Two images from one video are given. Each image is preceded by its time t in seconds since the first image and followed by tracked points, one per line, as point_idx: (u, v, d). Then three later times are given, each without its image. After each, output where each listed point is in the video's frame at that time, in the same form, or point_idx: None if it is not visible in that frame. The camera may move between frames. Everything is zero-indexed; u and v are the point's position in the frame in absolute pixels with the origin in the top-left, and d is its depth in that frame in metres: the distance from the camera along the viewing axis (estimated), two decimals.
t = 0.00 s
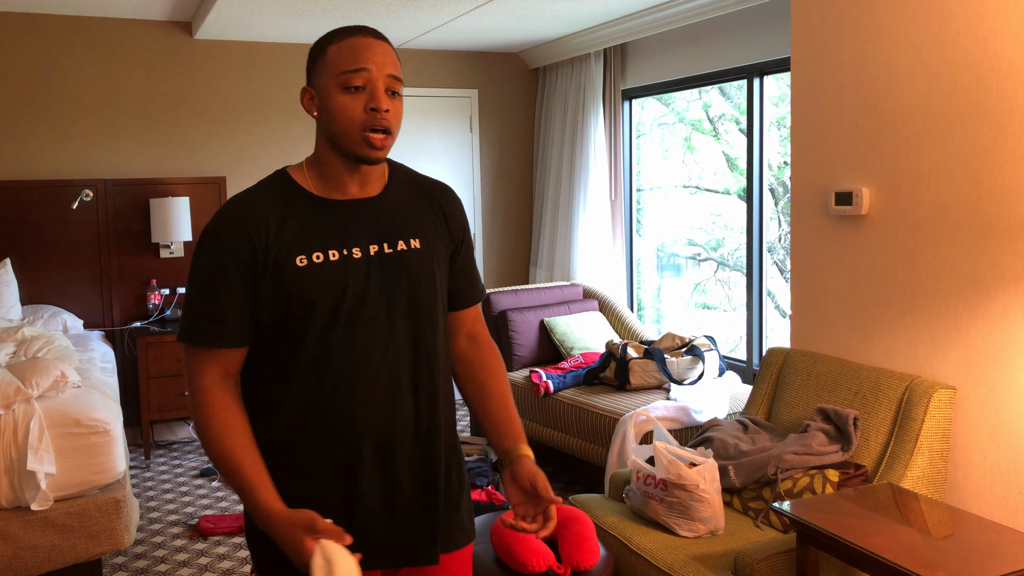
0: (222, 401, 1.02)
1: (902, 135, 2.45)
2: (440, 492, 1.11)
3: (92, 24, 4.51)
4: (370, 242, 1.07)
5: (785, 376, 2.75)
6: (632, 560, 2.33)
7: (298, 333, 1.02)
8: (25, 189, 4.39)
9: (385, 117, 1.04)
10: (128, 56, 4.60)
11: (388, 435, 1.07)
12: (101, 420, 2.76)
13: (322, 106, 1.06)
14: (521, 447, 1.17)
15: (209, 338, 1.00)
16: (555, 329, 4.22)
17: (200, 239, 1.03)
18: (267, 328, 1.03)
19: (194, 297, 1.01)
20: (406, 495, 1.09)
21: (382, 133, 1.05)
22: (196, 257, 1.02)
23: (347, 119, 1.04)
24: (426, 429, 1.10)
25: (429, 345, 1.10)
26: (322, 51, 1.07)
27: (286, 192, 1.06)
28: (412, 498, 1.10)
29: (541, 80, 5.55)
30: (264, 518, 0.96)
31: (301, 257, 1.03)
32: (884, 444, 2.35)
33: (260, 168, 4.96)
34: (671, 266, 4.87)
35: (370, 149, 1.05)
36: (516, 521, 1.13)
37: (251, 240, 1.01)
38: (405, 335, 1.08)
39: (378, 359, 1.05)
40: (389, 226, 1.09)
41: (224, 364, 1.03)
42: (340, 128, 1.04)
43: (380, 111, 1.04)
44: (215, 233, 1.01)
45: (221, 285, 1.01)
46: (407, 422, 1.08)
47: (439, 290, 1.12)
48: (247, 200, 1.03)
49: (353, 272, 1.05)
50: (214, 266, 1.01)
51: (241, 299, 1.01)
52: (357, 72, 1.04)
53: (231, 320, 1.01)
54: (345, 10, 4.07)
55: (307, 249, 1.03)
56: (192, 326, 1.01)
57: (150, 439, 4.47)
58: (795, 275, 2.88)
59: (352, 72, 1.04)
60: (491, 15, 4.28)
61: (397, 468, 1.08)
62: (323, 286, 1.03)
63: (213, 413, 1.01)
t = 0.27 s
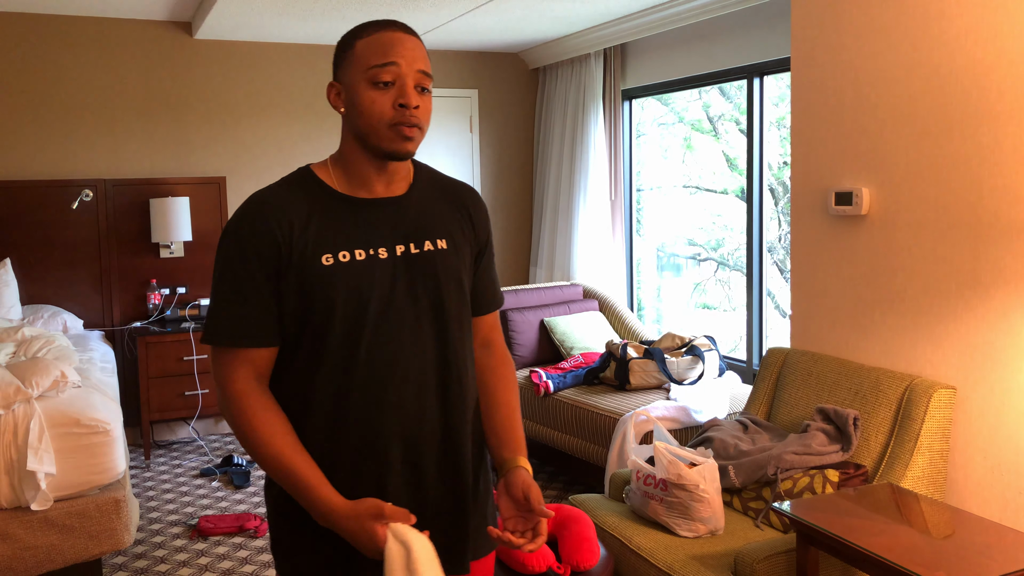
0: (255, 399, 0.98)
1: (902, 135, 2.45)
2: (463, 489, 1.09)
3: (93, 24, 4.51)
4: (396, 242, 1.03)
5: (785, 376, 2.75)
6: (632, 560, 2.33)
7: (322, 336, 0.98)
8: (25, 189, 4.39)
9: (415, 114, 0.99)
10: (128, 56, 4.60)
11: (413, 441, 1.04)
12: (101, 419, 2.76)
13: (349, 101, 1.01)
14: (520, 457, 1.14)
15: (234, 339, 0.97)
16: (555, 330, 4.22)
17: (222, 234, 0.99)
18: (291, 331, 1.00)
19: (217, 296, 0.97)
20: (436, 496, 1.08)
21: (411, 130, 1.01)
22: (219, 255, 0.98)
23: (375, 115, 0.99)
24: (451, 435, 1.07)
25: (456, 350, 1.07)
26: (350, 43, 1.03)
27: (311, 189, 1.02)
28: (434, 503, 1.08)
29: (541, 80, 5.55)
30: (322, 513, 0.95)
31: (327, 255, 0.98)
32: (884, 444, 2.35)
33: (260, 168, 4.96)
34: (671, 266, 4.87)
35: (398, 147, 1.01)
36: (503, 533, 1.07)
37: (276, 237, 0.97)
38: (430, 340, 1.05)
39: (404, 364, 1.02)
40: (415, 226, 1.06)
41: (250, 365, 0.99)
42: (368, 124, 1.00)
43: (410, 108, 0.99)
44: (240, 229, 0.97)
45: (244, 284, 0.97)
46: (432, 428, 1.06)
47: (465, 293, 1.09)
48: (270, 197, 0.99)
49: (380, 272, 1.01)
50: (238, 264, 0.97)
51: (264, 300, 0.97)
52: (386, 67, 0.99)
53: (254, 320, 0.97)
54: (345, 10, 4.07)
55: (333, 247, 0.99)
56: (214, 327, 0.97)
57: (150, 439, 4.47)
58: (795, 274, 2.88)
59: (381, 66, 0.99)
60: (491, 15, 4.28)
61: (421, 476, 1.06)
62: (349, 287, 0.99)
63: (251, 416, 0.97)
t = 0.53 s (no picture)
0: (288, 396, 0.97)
1: (902, 135, 2.45)
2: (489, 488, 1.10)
3: (93, 24, 4.51)
4: (427, 238, 1.04)
5: (785, 377, 2.75)
6: (632, 560, 2.33)
7: (352, 331, 0.98)
8: (25, 189, 4.39)
9: (446, 110, 0.99)
10: (128, 56, 4.60)
11: (441, 438, 1.04)
12: (101, 419, 2.76)
13: (378, 97, 1.01)
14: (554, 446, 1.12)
15: (265, 334, 0.97)
16: (555, 329, 4.22)
17: (253, 226, 0.99)
18: (319, 325, 1.00)
19: (247, 289, 0.97)
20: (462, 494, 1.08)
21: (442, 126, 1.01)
22: (250, 248, 0.98)
23: (406, 111, 0.99)
24: (478, 432, 1.08)
25: (484, 347, 1.08)
26: (379, 39, 1.02)
27: (342, 183, 1.02)
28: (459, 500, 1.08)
29: (541, 80, 5.55)
30: (372, 496, 0.95)
31: (359, 250, 0.99)
32: (884, 444, 2.35)
33: (260, 168, 4.96)
34: (671, 266, 4.87)
35: (428, 143, 1.01)
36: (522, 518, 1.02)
37: (309, 231, 0.98)
38: (459, 337, 1.06)
39: (435, 360, 1.03)
40: (445, 222, 1.06)
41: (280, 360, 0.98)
42: (398, 120, 1.00)
43: (441, 103, 0.99)
44: (273, 223, 0.98)
45: (276, 277, 0.97)
46: (461, 425, 1.06)
47: (493, 291, 1.10)
48: (301, 190, 1.00)
49: (411, 268, 1.01)
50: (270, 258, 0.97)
51: (296, 294, 0.97)
52: (417, 62, 0.99)
53: (285, 313, 0.97)
54: (345, 10, 4.07)
55: (365, 242, 0.99)
56: (244, 320, 0.97)
57: (150, 439, 4.48)
58: (795, 274, 2.88)
59: (412, 61, 0.99)
60: (491, 15, 4.28)
61: (449, 472, 1.06)
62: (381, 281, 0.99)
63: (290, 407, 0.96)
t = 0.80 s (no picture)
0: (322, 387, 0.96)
1: (902, 135, 2.45)
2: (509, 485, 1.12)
3: (93, 24, 4.51)
4: (454, 236, 1.06)
5: (784, 377, 2.75)
6: (632, 560, 2.33)
7: (380, 327, 1.00)
8: (25, 188, 4.39)
9: (474, 109, 1.01)
10: (127, 56, 4.60)
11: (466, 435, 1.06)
12: (101, 419, 2.76)
13: (406, 94, 1.03)
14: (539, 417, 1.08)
15: (293, 330, 0.97)
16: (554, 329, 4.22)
17: (282, 221, 1.00)
18: (346, 321, 1.01)
19: (277, 284, 0.98)
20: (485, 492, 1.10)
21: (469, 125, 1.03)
22: (279, 244, 0.99)
23: (434, 109, 1.01)
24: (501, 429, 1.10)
25: (508, 345, 1.09)
26: (405, 36, 1.04)
27: (370, 182, 1.04)
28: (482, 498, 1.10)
29: (541, 80, 5.55)
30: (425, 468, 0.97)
31: (387, 247, 1.00)
32: (884, 444, 2.35)
33: (260, 168, 4.95)
34: (671, 266, 4.87)
35: (455, 142, 1.03)
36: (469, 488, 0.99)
37: (338, 228, 0.99)
38: (486, 334, 1.07)
39: (462, 356, 1.04)
40: (471, 221, 1.08)
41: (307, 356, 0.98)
42: (426, 118, 1.02)
43: (469, 102, 1.01)
44: (302, 219, 0.99)
45: (306, 273, 0.98)
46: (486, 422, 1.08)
47: (519, 288, 1.12)
48: (330, 187, 1.02)
49: (439, 265, 1.03)
50: (300, 253, 0.98)
51: (325, 289, 0.98)
52: (445, 60, 1.01)
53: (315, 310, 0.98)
54: (345, 10, 4.07)
55: (393, 240, 1.01)
56: (272, 315, 0.98)
57: (150, 439, 4.48)
58: (795, 275, 2.88)
59: (440, 60, 1.01)
60: (491, 15, 4.28)
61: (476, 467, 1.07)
62: (409, 278, 1.00)
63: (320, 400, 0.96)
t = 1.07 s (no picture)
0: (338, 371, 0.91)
1: (901, 135, 2.45)
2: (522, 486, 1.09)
3: (93, 24, 4.51)
4: (472, 236, 1.04)
5: (785, 376, 2.75)
6: (632, 560, 2.33)
7: (397, 328, 0.98)
8: (25, 189, 4.39)
9: (488, 109, 0.99)
10: (128, 56, 4.60)
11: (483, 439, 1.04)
12: (101, 419, 2.76)
13: (420, 94, 1.01)
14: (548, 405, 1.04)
15: (305, 321, 0.93)
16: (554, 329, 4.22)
17: (298, 216, 0.98)
18: (361, 322, 0.99)
19: (291, 278, 0.95)
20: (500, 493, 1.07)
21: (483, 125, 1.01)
22: (294, 241, 0.97)
23: (448, 110, 0.99)
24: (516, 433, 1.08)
25: (524, 348, 1.08)
26: (421, 35, 1.02)
27: (387, 181, 1.03)
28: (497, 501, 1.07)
29: (541, 80, 5.55)
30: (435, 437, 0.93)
31: (405, 247, 0.99)
32: (884, 444, 2.35)
33: (260, 168, 4.96)
34: (671, 266, 4.87)
35: (469, 142, 1.01)
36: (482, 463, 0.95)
37: (355, 226, 0.97)
38: (505, 336, 1.05)
39: (479, 359, 1.03)
40: (488, 221, 1.07)
41: (315, 346, 0.93)
42: (439, 119, 1.00)
43: (484, 102, 0.99)
44: (317, 216, 0.97)
45: (323, 269, 0.95)
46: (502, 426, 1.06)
47: (536, 289, 1.10)
48: (347, 185, 1.00)
49: (458, 266, 1.01)
50: (316, 250, 0.95)
51: (341, 285, 0.96)
52: (459, 59, 0.99)
53: (330, 306, 0.94)
54: (345, 10, 4.07)
55: (411, 239, 0.99)
56: (284, 306, 0.93)
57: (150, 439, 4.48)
58: (795, 274, 2.88)
59: (455, 58, 0.99)
60: (491, 15, 4.28)
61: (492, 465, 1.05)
62: (427, 278, 0.99)
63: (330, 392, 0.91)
